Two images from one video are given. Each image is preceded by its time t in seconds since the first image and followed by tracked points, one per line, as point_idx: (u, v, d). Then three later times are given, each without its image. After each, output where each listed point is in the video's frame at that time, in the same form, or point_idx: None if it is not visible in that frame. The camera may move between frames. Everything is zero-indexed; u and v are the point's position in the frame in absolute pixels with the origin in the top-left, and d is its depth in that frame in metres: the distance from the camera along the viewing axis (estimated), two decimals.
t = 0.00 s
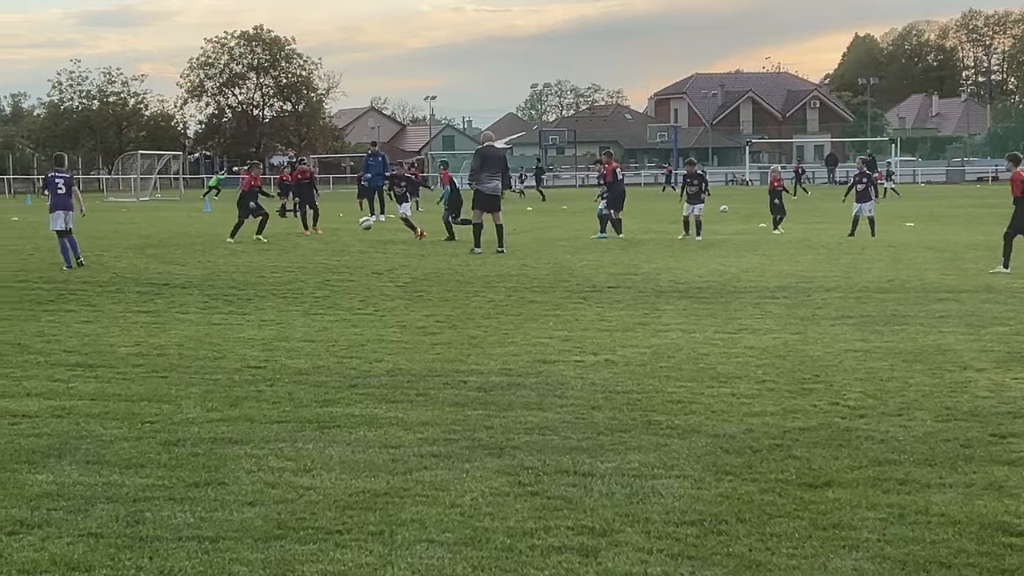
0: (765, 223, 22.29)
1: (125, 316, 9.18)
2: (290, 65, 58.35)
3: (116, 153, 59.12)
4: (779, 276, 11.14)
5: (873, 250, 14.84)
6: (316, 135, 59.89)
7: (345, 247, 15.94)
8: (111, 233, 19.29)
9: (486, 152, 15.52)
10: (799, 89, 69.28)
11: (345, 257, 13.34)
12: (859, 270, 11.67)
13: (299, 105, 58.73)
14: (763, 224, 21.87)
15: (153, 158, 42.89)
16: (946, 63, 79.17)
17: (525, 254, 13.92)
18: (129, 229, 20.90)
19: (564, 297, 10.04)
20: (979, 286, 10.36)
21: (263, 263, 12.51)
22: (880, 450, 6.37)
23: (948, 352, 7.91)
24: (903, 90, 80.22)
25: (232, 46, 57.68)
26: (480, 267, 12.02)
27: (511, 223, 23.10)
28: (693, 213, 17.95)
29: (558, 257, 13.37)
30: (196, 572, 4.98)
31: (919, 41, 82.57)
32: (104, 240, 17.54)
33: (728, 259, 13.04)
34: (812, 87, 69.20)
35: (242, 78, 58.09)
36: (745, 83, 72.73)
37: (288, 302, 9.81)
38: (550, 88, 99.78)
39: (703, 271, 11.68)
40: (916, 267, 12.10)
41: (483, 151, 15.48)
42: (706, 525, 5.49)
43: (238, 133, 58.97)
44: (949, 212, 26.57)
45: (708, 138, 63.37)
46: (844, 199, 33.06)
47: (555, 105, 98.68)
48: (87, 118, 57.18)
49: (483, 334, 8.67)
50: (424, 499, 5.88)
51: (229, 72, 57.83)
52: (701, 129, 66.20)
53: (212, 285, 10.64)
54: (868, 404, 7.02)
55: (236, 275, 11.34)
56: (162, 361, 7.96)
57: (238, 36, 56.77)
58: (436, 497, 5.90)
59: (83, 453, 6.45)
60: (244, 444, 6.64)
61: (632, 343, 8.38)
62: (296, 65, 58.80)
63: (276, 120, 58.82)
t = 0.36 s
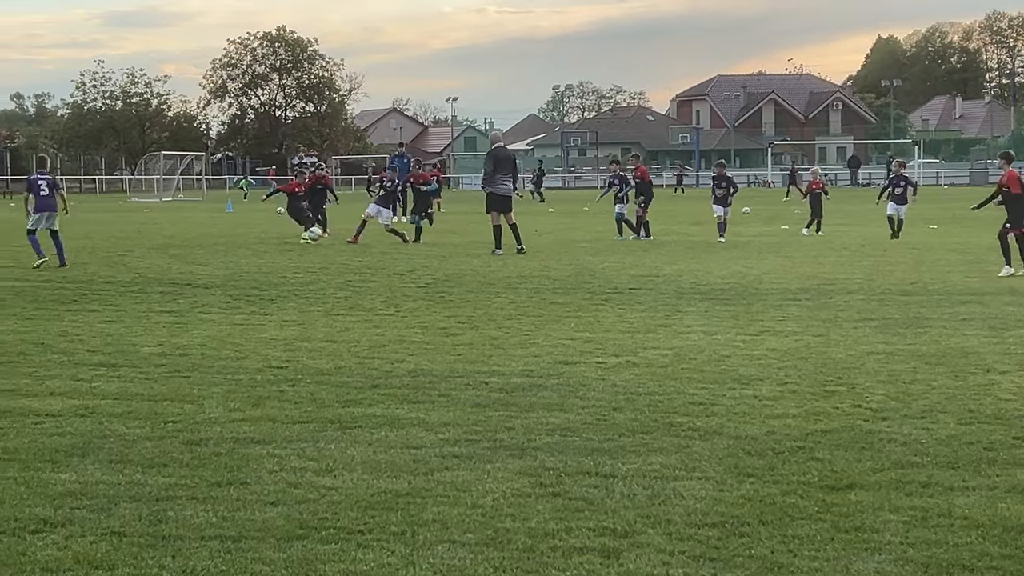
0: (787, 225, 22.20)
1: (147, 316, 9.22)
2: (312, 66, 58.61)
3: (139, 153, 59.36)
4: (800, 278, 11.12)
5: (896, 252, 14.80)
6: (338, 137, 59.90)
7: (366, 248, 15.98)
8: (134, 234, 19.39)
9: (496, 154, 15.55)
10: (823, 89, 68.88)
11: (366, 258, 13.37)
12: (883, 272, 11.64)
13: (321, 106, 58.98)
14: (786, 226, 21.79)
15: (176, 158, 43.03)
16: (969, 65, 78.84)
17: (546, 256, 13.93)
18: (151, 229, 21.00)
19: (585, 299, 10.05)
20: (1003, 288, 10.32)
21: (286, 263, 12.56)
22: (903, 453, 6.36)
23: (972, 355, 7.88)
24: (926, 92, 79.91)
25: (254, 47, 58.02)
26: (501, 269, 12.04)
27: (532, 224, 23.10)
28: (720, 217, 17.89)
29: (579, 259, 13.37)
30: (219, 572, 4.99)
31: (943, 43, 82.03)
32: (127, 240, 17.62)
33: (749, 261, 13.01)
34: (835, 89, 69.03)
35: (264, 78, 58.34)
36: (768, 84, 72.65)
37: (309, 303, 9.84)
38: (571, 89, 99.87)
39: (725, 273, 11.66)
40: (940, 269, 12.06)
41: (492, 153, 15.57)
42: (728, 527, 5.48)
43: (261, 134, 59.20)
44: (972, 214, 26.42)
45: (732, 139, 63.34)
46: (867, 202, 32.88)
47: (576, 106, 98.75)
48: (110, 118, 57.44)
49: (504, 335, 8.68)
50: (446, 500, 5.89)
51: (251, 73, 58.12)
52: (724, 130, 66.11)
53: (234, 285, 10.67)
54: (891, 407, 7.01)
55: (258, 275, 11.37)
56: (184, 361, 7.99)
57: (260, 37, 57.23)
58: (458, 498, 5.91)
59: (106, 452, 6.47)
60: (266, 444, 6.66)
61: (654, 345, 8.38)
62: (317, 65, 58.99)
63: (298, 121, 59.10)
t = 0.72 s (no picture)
0: (809, 228, 22.15)
1: (173, 317, 9.26)
2: (335, 68, 58.28)
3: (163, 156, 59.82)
4: (824, 281, 11.12)
5: (921, 256, 14.79)
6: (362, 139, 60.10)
7: (388, 250, 16.03)
8: (158, 235, 19.48)
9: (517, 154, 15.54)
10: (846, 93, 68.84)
11: (389, 260, 13.41)
12: (907, 275, 11.63)
13: (345, 108, 58.79)
14: (810, 229, 21.73)
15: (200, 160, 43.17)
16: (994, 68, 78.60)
17: (569, 259, 13.96)
18: (174, 230, 21.10)
19: (608, 301, 10.07)
20: None
21: (311, 265, 12.63)
22: (927, 456, 6.36)
23: (997, 359, 7.87)
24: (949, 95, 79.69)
25: (278, 49, 57.65)
26: (524, 271, 12.06)
27: (552, 226, 23.13)
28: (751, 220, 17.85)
29: (602, 261, 13.39)
30: (246, 571, 5.02)
31: (966, 47, 81.52)
32: (151, 241, 17.70)
33: (771, 264, 13.01)
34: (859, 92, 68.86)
35: (289, 81, 58.05)
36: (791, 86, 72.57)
37: (333, 304, 9.86)
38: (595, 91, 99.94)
39: (748, 275, 11.67)
40: (965, 272, 12.05)
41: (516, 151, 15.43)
42: (752, 530, 5.50)
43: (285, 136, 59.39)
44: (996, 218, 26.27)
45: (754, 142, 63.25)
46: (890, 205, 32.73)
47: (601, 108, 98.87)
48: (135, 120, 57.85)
49: (528, 337, 8.70)
50: (471, 500, 5.91)
51: (275, 76, 57.86)
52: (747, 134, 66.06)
53: (259, 287, 10.71)
54: (915, 410, 7.01)
55: (282, 277, 11.40)
56: (210, 361, 8.03)
57: (285, 39, 56.84)
58: (483, 499, 5.93)
59: (132, 452, 6.51)
60: (291, 445, 6.68)
61: (677, 347, 8.39)
62: (341, 68, 58.67)
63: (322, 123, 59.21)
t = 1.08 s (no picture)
0: (828, 231, 22.07)
1: (192, 319, 9.28)
2: (354, 71, 58.51)
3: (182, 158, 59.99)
4: (844, 285, 11.10)
5: (941, 259, 14.77)
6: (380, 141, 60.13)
7: (407, 252, 16.07)
8: (176, 236, 19.53)
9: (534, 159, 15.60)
10: (868, 97, 68.75)
11: (407, 262, 13.43)
12: (927, 279, 11.60)
13: (364, 110, 59.05)
14: (829, 233, 21.63)
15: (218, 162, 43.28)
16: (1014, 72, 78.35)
17: (588, 261, 13.95)
18: (191, 232, 21.15)
19: (627, 304, 10.07)
20: None
21: (331, 267, 12.66)
22: (947, 460, 6.33)
23: (1018, 363, 7.84)
24: (968, 99, 79.48)
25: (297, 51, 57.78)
26: (543, 273, 12.07)
27: (569, 228, 23.11)
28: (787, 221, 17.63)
29: (620, 264, 13.39)
30: (264, 573, 5.03)
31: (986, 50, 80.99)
32: (169, 243, 17.76)
33: (790, 267, 12.98)
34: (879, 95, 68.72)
35: (307, 83, 58.26)
36: (811, 90, 72.50)
37: (351, 306, 9.88)
38: (612, 94, 99.96)
39: (767, 279, 11.66)
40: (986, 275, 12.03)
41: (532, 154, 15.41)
42: (771, 533, 5.49)
43: (304, 138, 59.36)
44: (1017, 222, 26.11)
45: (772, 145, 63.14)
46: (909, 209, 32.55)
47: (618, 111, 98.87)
48: (154, 123, 58.00)
49: (546, 340, 8.70)
50: (488, 503, 5.91)
51: (294, 78, 58.12)
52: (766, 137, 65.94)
53: (277, 289, 10.72)
54: (935, 414, 6.99)
55: (301, 279, 11.42)
56: (227, 363, 8.05)
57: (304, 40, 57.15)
58: (500, 502, 5.92)
59: (150, 454, 6.52)
60: (309, 447, 6.69)
61: (695, 351, 8.38)
62: (360, 70, 58.91)
63: (341, 124, 59.33)
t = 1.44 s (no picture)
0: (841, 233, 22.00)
1: (204, 321, 9.30)
2: (367, 73, 58.61)
3: (194, 159, 60.07)
4: (856, 287, 11.08)
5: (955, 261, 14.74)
6: (392, 143, 60.14)
7: (419, 254, 16.08)
8: (189, 238, 19.58)
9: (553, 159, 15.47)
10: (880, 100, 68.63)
11: (419, 264, 13.44)
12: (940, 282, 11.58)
13: (376, 112, 59.06)
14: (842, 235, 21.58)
15: (230, 163, 43.40)
16: None
17: (600, 264, 13.94)
18: (203, 234, 21.19)
19: (638, 306, 10.06)
20: None
21: (343, 268, 12.67)
22: (959, 464, 6.32)
23: None
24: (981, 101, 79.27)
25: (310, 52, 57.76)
26: (554, 276, 12.07)
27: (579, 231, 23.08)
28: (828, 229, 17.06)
29: (631, 266, 13.38)
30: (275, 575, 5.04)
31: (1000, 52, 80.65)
32: (181, 244, 17.82)
33: (802, 270, 12.97)
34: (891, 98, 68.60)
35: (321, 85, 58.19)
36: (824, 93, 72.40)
37: (362, 308, 9.90)
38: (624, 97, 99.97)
39: (779, 281, 11.64)
40: (998, 278, 12.00)
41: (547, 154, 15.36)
42: (782, 537, 5.48)
43: (315, 139, 59.43)
44: None
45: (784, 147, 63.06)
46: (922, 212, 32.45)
47: (630, 113, 98.83)
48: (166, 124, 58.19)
49: (557, 342, 8.70)
50: (498, 505, 5.91)
51: (307, 80, 58.00)
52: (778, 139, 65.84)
53: (289, 290, 10.74)
54: (946, 417, 6.97)
55: (313, 280, 11.44)
56: (239, 365, 8.06)
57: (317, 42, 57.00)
58: (511, 504, 5.93)
59: (161, 455, 6.54)
60: (320, 449, 6.70)
61: (707, 353, 8.37)
62: (372, 71, 58.91)
63: (352, 127, 59.22)
